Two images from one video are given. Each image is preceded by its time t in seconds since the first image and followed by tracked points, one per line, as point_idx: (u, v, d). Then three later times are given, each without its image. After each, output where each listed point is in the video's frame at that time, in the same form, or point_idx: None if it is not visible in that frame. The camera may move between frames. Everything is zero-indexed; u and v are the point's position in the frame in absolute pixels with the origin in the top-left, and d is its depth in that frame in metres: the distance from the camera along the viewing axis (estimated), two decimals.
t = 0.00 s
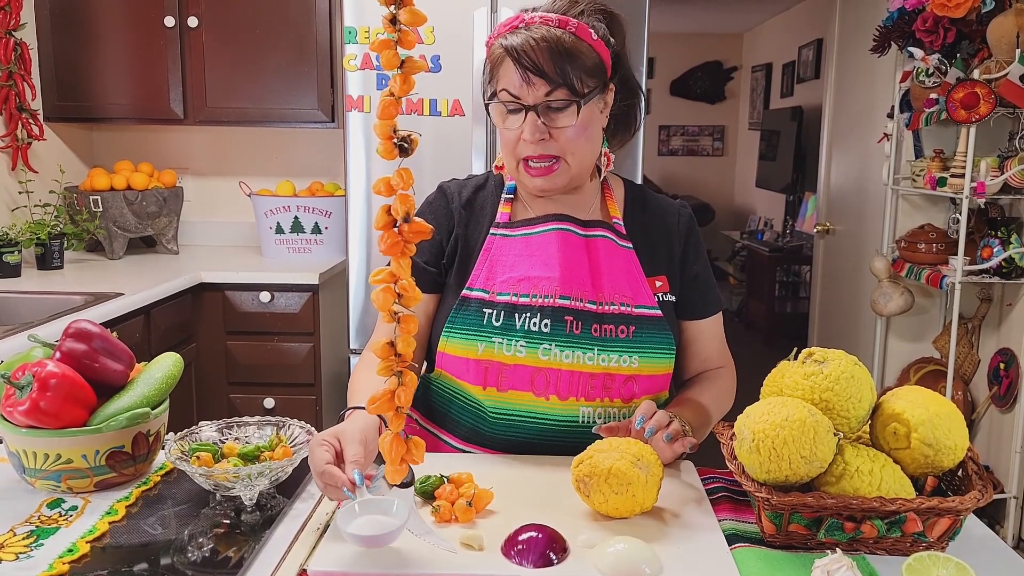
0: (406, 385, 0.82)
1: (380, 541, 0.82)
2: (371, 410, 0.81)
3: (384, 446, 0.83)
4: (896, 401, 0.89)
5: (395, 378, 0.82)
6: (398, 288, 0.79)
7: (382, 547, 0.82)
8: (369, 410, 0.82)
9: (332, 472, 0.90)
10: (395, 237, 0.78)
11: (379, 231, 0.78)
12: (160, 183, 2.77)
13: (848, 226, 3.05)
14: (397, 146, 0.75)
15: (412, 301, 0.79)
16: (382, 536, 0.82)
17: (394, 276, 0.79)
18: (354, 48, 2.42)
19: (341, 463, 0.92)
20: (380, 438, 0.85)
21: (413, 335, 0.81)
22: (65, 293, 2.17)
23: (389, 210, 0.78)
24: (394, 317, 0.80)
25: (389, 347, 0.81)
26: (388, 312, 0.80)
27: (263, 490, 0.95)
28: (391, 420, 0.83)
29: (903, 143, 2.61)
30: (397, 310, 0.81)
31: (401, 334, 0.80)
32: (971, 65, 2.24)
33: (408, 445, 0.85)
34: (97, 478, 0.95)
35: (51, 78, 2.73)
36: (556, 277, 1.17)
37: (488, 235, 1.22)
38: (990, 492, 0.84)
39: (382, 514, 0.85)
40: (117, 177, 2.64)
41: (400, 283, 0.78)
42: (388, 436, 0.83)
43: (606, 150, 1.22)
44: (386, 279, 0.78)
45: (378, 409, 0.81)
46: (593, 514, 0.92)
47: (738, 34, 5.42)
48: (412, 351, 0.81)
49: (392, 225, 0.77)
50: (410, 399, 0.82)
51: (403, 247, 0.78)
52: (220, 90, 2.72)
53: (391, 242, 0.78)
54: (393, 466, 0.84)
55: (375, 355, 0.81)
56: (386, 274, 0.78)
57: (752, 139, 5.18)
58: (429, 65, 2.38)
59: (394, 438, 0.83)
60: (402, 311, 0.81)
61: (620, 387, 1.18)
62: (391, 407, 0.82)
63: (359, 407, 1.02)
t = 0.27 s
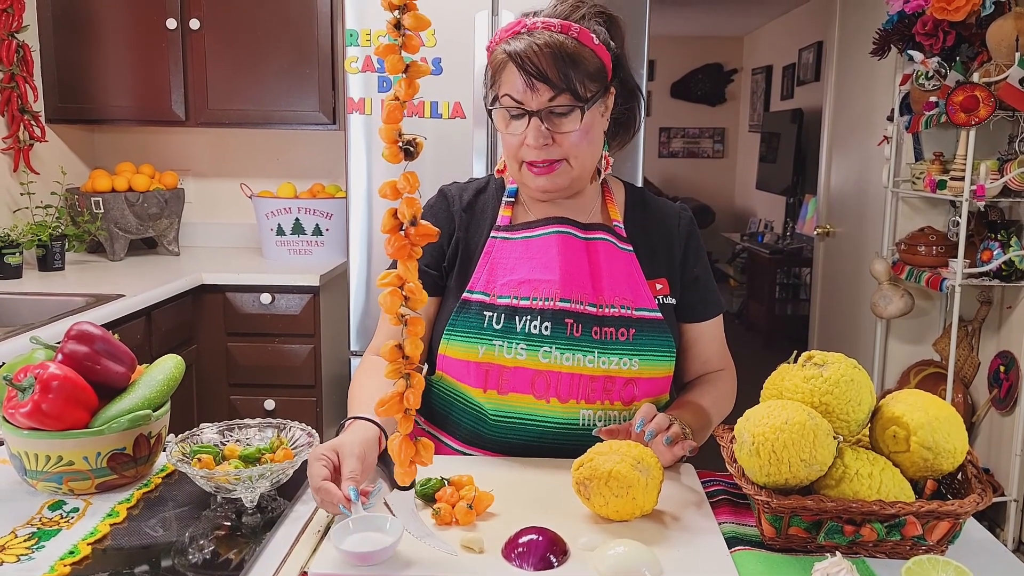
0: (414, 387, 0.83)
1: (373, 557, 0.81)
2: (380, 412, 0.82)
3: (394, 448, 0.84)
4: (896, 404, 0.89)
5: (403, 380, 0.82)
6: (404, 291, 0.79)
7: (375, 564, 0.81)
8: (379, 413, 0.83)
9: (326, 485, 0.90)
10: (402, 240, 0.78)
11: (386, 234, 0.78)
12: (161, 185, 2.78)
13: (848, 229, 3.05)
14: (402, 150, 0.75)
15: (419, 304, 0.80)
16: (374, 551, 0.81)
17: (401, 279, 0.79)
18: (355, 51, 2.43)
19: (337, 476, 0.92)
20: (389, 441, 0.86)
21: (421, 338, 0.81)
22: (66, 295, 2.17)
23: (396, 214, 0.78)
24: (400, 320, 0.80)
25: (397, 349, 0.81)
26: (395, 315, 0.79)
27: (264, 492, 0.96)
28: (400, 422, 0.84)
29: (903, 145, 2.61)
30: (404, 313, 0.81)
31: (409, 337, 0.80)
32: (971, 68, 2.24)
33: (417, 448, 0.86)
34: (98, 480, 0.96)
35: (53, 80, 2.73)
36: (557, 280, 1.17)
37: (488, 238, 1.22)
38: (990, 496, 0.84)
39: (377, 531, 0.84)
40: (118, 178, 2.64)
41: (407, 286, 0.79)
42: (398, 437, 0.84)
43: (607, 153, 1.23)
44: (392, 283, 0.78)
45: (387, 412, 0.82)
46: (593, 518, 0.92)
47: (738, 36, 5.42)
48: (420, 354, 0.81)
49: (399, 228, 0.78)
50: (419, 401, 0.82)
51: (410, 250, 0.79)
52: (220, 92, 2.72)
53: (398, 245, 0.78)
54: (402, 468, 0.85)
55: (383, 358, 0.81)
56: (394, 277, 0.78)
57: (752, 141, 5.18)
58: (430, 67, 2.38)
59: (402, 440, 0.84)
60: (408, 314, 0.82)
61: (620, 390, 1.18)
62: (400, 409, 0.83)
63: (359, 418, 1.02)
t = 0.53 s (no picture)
0: (418, 388, 0.83)
1: (375, 558, 0.81)
2: (385, 413, 0.83)
3: (399, 449, 0.85)
4: (896, 405, 0.89)
5: (407, 381, 0.83)
6: (408, 292, 0.79)
7: (378, 564, 0.82)
8: (383, 413, 0.83)
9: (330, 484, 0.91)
10: (405, 241, 0.78)
11: (390, 236, 0.78)
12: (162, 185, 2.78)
13: (848, 231, 3.05)
14: (405, 151, 0.76)
15: (423, 305, 0.80)
16: (377, 551, 0.81)
17: (405, 280, 0.79)
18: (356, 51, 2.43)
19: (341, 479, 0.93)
20: (394, 442, 0.86)
21: (424, 339, 0.81)
22: (68, 295, 2.18)
23: (398, 215, 0.79)
24: (404, 320, 0.80)
25: (401, 350, 0.81)
26: (398, 316, 0.80)
27: (265, 492, 0.96)
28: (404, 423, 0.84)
29: (903, 147, 2.62)
30: (407, 314, 0.82)
31: (413, 338, 0.81)
32: (971, 70, 2.25)
33: (422, 449, 0.87)
34: (101, 480, 0.96)
35: (55, 80, 2.74)
36: (557, 281, 1.17)
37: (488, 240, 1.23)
38: (988, 497, 0.84)
39: (379, 533, 0.85)
40: (120, 179, 2.65)
41: (411, 287, 0.79)
42: (402, 438, 0.85)
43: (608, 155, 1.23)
44: (395, 283, 0.79)
45: (392, 413, 0.82)
46: (593, 518, 0.92)
47: (739, 38, 5.42)
48: (424, 355, 0.81)
49: (402, 230, 0.78)
50: (423, 402, 0.82)
51: (412, 251, 0.79)
52: (221, 92, 2.73)
53: (401, 247, 0.78)
54: (406, 469, 0.85)
55: (387, 359, 0.81)
56: (397, 278, 0.79)
57: (752, 142, 5.18)
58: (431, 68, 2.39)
59: (407, 441, 0.84)
60: (412, 315, 0.82)
61: (620, 391, 1.18)
62: (404, 410, 0.83)
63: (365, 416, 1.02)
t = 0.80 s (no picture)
0: (414, 389, 0.83)
1: (377, 556, 0.82)
2: (380, 412, 0.84)
3: (394, 449, 0.85)
4: (893, 405, 0.90)
5: (403, 382, 0.83)
6: (405, 293, 0.80)
7: (379, 563, 0.82)
8: (378, 412, 0.84)
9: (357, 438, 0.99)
10: (402, 242, 0.79)
11: (386, 236, 0.79)
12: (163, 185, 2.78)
13: (847, 230, 3.06)
14: (403, 152, 0.76)
15: (420, 306, 0.81)
16: (378, 550, 0.81)
17: (401, 281, 0.80)
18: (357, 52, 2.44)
19: (369, 427, 1.00)
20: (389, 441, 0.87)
21: (421, 340, 0.82)
22: (69, 295, 2.18)
23: (395, 216, 0.79)
24: (401, 321, 0.81)
25: (398, 350, 0.82)
26: (396, 317, 0.81)
27: (267, 491, 0.96)
28: (399, 423, 0.85)
29: (903, 147, 2.62)
30: (404, 314, 0.82)
31: (409, 339, 0.81)
32: (971, 70, 2.26)
33: (417, 449, 0.87)
34: (103, 479, 0.96)
35: (55, 80, 2.74)
36: (554, 281, 1.18)
37: (485, 241, 1.23)
38: (985, 496, 0.85)
39: (380, 532, 0.85)
40: (120, 179, 2.65)
41: (408, 288, 0.79)
42: (398, 438, 0.85)
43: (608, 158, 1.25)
44: (392, 284, 0.79)
45: (387, 413, 0.83)
46: (592, 517, 0.93)
47: (739, 38, 5.43)
48: (420, 355, 0.82)
49: (399, 231, 0.79)
50: (418, 402, 0.82)
51: (409, 252, 0.79)
52: (222, 92, 2.73)
53: (397, 247, 0.79)
54: (402, 469, 0.86)
55: (383, 359, 0.82)
56: (393, 278, 0.80)
57: (752, 142, 5.18)
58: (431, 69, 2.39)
59: (403, 441, 0.85)
60: (409, 315, 0.82)
61: (619, 390, 1.18)
62: (399, 410, 0.84)
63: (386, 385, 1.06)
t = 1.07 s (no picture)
0: (408, 389, 0.83)
1: (377, 556, 0.82)
2: (373, 412, 0.83)
3: (387, 448, 0.85)
4: (892, 405, 0.90)
5: (397, 381, 0.83)
6: (400, 292, 0.80)
7: (379, 562, 0.82)
8: (371, 411, 0.83)
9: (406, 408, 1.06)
10: (398, 242, 0.79)
11: (382, 236, 0.79)
12: (163, 185, 2.79)
13: (848, 230, 3.06)
14: (400, 152, 0.76)
15: (415, 306, 0.80)
16: (379, 549, 0.82)
17: (397, 280, 0.80)
18: (357, 51, 2.44)
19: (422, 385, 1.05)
20: (382, 441, 0.87)
21: (416, 340, 0.82)
22: (69, 295, 2.19)
23: (392, 215, 0.79)
24: (397, 320, 0.81)
25: (392, 349, 0.82)
26: (391, 316, 0.81)
27: (267, 490, 0.97)
28: (393, 423, 0.85)
29: (903, 147, 2.62)
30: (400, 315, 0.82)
31: (404, 338, 0.81)
32: (971, 69, 2.26)
33: (410, 448, 0.87)
34: (103, 479, 0.97)
35: (55, 80, 2.74)
36: (552, 281, 1.18)
37: (483, 242, 1.25)
38: (984, 496, 0.85)
39: (381, 532, 0.86)
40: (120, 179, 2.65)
41: (403, 288, 0.80)
42: (390, 438, 0.85)
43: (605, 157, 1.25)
44: (388, 283, 0.80)
45: (381, 412, 0.83)
46: (593, 516, 0.93)
47: (739, 38, 5.42)
48: (414, 355, 0.82)
49: (395, 230, 0.79)
50: (412, 402, 0.82)
51: (404, 252, 0.80)
52: (222, 92, 2.73)
53: (393, 247, 0.79)
54: (394, 468, 0.86)
55: (378, 358, 0.82)
56: (389, 278, 0.80)
57: (752, 142, 5.18)
58: (432, 69, 2.39)
59: (396, 440, 0.85)
60: (404, 315, 0.83)
61: (619, 388, 1.18)
62: (393, 409, 0.83)
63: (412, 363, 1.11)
